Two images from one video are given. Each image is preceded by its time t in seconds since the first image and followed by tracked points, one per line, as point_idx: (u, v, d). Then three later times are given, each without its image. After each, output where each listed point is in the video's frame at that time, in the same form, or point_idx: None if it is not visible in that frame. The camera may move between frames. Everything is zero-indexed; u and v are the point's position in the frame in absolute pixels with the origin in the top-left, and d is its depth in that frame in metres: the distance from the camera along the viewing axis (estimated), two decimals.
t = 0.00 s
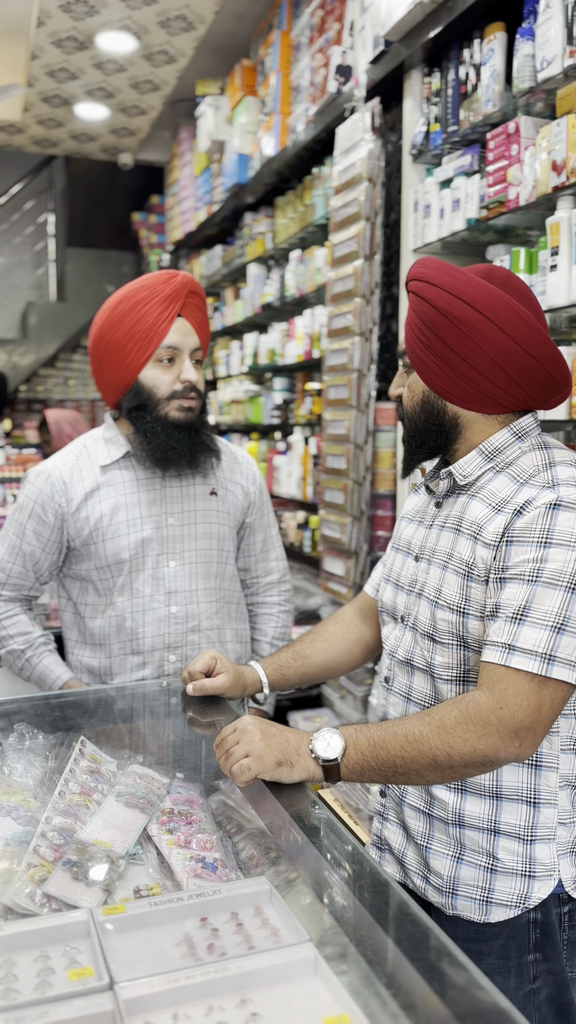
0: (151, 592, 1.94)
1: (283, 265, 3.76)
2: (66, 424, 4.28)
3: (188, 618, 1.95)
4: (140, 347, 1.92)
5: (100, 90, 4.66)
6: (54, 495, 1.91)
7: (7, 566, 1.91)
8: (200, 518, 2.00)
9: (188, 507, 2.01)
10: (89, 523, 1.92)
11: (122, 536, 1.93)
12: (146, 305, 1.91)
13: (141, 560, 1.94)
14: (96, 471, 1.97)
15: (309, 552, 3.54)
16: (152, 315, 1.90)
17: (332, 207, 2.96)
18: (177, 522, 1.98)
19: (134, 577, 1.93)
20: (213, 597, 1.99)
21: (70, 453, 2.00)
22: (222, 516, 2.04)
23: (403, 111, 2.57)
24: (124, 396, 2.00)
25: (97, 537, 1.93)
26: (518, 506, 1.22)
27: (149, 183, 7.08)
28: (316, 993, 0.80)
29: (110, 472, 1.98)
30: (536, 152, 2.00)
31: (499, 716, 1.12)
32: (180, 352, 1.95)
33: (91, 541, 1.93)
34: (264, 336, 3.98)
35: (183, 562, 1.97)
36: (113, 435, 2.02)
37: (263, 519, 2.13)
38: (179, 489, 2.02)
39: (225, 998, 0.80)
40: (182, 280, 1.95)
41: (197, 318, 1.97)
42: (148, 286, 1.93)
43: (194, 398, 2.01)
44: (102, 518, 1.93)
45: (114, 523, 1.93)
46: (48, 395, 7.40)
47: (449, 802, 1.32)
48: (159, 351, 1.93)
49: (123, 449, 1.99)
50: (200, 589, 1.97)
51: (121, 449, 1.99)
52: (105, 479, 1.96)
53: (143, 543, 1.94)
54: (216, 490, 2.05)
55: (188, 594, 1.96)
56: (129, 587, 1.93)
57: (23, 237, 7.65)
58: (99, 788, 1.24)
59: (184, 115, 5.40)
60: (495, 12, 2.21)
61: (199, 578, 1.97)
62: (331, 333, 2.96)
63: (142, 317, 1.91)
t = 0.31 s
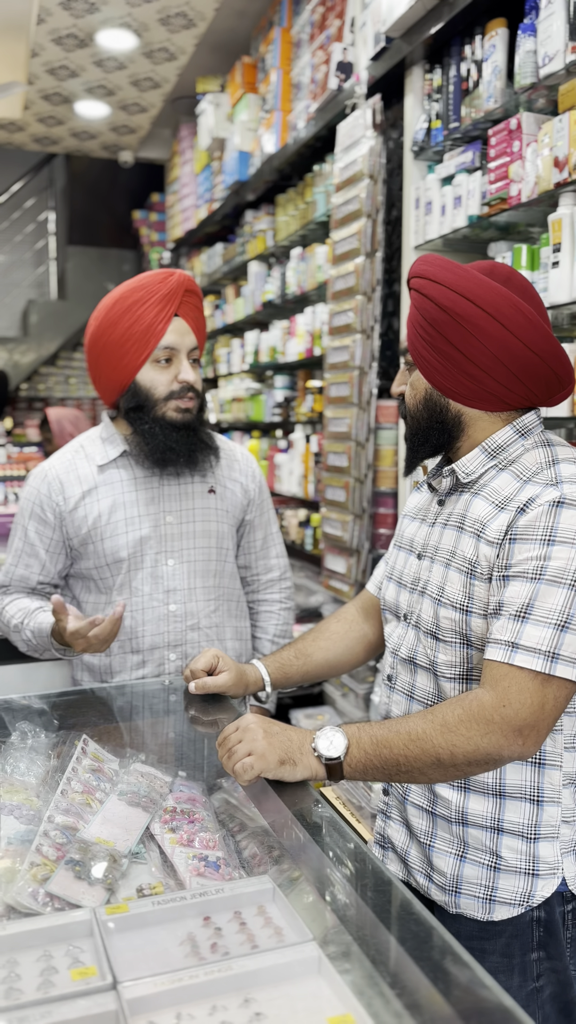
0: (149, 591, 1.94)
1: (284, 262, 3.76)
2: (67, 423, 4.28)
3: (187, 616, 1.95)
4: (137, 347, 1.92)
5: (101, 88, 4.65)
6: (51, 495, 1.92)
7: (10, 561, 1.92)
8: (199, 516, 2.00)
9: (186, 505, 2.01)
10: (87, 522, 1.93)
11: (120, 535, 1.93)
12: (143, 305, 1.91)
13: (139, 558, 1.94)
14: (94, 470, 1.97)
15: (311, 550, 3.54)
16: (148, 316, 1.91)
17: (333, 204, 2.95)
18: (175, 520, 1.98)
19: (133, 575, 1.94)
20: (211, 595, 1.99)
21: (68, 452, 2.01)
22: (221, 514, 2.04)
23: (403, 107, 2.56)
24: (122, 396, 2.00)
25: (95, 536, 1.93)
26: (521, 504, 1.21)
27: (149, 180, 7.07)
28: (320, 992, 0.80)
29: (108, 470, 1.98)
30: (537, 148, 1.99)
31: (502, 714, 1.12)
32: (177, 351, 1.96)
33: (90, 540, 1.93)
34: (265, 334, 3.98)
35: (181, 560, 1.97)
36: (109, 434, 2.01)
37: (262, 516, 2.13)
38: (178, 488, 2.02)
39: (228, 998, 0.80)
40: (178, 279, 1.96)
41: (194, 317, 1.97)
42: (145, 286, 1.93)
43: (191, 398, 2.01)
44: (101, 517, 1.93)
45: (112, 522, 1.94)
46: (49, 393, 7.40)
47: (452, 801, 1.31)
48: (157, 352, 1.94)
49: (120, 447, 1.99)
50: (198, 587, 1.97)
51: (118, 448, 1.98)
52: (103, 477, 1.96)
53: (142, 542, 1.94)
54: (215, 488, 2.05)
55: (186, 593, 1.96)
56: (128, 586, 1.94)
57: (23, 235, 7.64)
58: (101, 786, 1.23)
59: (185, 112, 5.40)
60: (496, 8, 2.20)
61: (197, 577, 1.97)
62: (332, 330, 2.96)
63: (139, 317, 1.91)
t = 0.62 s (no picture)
0: (151, 589, 1.94)
1: (286, 261, 3.75)
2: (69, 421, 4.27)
3: (190, 614, 1.95)
4: (149, 345, 1.93)
5: (101, 86, 4.65)
6: (52, 493, 1.92)
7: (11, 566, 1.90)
8: (200, 513, 2.01)
9: (187, 503, 2.02)
10: (89, 521, 1.93)
11: (122, 534, 1.94)
12: (156, 304, 1.92)
13: (141, 556, 1.94)
14: (95, 469, 1.97)
15: (313, 548, 3.54)
16: (161, 314, 1.92)
17: (335, 201, 2.94)
18: (176, 518, 1.99)
19: (135, 574, 1.94)
20: (213, 592, 1.99)
21: (68, 451, 2.00)
22: (221, 511, 2.05)
23: (405, 104, 2.56)
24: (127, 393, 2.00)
25: (97, 535, 1.93)
26: (525, 502, 1.21)
27: (150, 178, 7.06)
28: (323, 991, 0.79)
29: (109, 469, 1.98)
30: (540, 145, 1.99)
31: (505, 712, 1.12)
32: (187, 350, 1.98)
33: (92, 539, 1.93)
34: (267, 332, 3.97)
35: (183, 558, 1.98)
36: (110, 434, 2.02)
37: (261, 513, 2.14)
38: (179, 486, 2.03)
39: (232, 997, 0.79)
40: (189, 280, 1.98)
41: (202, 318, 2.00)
42: (158, 284, 1.94)
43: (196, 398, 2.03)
44: (102, 516, 1.94)
45: (114, 520, 1.94)
46: (50, 392, 7.41)
47: (456, 799, 1.31)
48: (168, 350, 1.95)
49: (121, 446, 1.99)
50: (201, 585, 1.98)
51: (119, 447, 1.99)
52: (104, 476, 1.97)
53: (144, 540, 1.95)
54: (215, 484, 2.06)
55: (189, 590, 1.96)
56: (130, 584, 1.94)
57: (25, 234, 7.64)
58: (103, 785, 1.23)
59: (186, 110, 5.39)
60: (498, 5, 2.20)
61: (199, 574, 1.98)
62: (334, 328, 2.96)
63: (152, 314, 1.92)
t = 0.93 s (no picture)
0: (157, 586, 1.95)
1: (287, 260, 3.75)
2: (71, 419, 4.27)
3: (196, 610, 1.96)
4: (177, 348, 1.93)
5: (103, 85, 4.65)
6: (56, 489, 1.91)
7: (11, 561, 1.89)
8: (203, 511, 2.04)
9: (190, 500, 2.04)
10: (94, 518, 1.93)
11: (128, 531, 1.94)
12: (189, 308, 1.93)
13: (147, 554, 1.96)
14: (99, 466, 1.97)
15: (314, 547, 3.54)
16: (193, 319, 1.93)
17: (336, 199, 2.94)
18: (180, 516, 2.01)
19: (140, 570, 1.95)
20: (218, 589, 2.01)
21: (69, 447, 2.00)
22: (222, 509, 2.07)
23: (407, 102, 2.56)
24: (143, 393, 1.98)
25: (103, 531, 1.93)
26: (527, 499, 1.21)
27: (152, 178, 7.06)
28: (325, 990, 0.79)
29: (113, 466, 1.98)
30: (541, 142, 1.99)
31: (506, 710, 1.12)
32: (207, 358, 2.00)
33: (97, 536, 1.94)
34: (268, 331, 3.98)
35: (188, 555, 1.99)
36: (113, 429, 2.03)
37: (255, 513, 2.18)
38: (182, 484, 2.04)
39: (234, 995, 0.79)
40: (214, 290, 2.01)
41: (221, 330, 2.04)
42: (188, 289, 1.95)
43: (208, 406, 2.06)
44: (108, 513, 1.94)
45: (120, 518, 1.94)
46: (52, 391, 7.42)
47: (457, 796, 1.31)
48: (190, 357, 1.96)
49: (125, 444, 2.00)
50: (206, 581, 1.99)
51: (122, 443, 2.00)
52: (109, 473, 1.97)
53: (149, 537, 1.96)
54: (217, 483, 2.09)
55: (194, 587, 1.97)
56: (136, 582, 1.94)
57: (26, 233, 7.64)
58: (105, 783, 1.23)
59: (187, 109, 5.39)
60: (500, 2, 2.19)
61: (204, 571, 1.99)
62: (335, 327, 2.96)
63: (184, 319, 1.92)
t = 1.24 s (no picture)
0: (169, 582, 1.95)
1: (289, 259, 3.75)
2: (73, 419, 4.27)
3: (206, 607, 1.97)
4: (190, 350, 1.92)
5: (104, 84, 4.65)
6: (70, 485, 1.91)
7: (37, 557, 1.85)
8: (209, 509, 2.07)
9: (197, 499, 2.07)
10: (106, 514, 1.94)
11: (139, 528, 1.97)
12: (203, 310, 1.92)
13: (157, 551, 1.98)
14: (108, 463, 1.99)
15: (316, 546, 3.54)
16: (206, 322, 1.92)
17: (338, 198, 2.94)
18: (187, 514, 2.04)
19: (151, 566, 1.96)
20: (225, 587, 2.03)
21: (75, 444, 2.00)
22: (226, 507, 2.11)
23: (408, 101, 2.56)
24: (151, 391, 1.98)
25: (113, 529, 1.95)
26: (528, 497, 1.21)
27: (153, 177, 7.07)
28: (326, 989, 0.79)
29: (121, 463, 2.00)
30: (543, 140, 1.98)
31: (508, 709, 1.11)
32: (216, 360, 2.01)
33: (108, 532, 1.95)
34: (270, 330, 3.97)
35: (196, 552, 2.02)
36: (118, 427, 2.03)
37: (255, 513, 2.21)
38: (188, 483, 2.07)
39: (235, 994, 0.79)
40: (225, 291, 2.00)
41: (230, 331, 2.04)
42: (203, 290, 1.94)
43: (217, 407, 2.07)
44: (119, 510, 1.96)
45: (131, 514, 1.96)
46: (53, 391, 7.43)
47: (459, 795, 1.31)
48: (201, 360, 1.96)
49: (132, 442, 2.02)
50: (214, 578, 2.00)
51: (128, 442, 2.01)
52: (118, 470, 1.99)
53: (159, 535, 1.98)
54: (221, 482, 2.12)
55: (205, 583, 1.99)
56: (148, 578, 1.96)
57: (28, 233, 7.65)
58: (107, 782, 1.23)
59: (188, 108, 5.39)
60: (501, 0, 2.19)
61: (213, 567, 2.02)
62: (336, 326, 2.96)
63: (197, 321, 1.91)
